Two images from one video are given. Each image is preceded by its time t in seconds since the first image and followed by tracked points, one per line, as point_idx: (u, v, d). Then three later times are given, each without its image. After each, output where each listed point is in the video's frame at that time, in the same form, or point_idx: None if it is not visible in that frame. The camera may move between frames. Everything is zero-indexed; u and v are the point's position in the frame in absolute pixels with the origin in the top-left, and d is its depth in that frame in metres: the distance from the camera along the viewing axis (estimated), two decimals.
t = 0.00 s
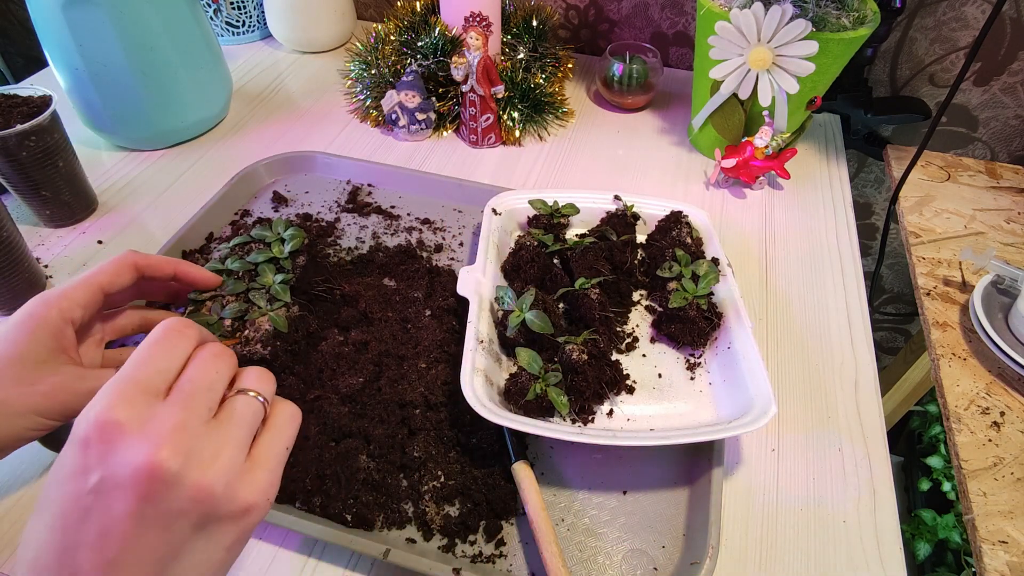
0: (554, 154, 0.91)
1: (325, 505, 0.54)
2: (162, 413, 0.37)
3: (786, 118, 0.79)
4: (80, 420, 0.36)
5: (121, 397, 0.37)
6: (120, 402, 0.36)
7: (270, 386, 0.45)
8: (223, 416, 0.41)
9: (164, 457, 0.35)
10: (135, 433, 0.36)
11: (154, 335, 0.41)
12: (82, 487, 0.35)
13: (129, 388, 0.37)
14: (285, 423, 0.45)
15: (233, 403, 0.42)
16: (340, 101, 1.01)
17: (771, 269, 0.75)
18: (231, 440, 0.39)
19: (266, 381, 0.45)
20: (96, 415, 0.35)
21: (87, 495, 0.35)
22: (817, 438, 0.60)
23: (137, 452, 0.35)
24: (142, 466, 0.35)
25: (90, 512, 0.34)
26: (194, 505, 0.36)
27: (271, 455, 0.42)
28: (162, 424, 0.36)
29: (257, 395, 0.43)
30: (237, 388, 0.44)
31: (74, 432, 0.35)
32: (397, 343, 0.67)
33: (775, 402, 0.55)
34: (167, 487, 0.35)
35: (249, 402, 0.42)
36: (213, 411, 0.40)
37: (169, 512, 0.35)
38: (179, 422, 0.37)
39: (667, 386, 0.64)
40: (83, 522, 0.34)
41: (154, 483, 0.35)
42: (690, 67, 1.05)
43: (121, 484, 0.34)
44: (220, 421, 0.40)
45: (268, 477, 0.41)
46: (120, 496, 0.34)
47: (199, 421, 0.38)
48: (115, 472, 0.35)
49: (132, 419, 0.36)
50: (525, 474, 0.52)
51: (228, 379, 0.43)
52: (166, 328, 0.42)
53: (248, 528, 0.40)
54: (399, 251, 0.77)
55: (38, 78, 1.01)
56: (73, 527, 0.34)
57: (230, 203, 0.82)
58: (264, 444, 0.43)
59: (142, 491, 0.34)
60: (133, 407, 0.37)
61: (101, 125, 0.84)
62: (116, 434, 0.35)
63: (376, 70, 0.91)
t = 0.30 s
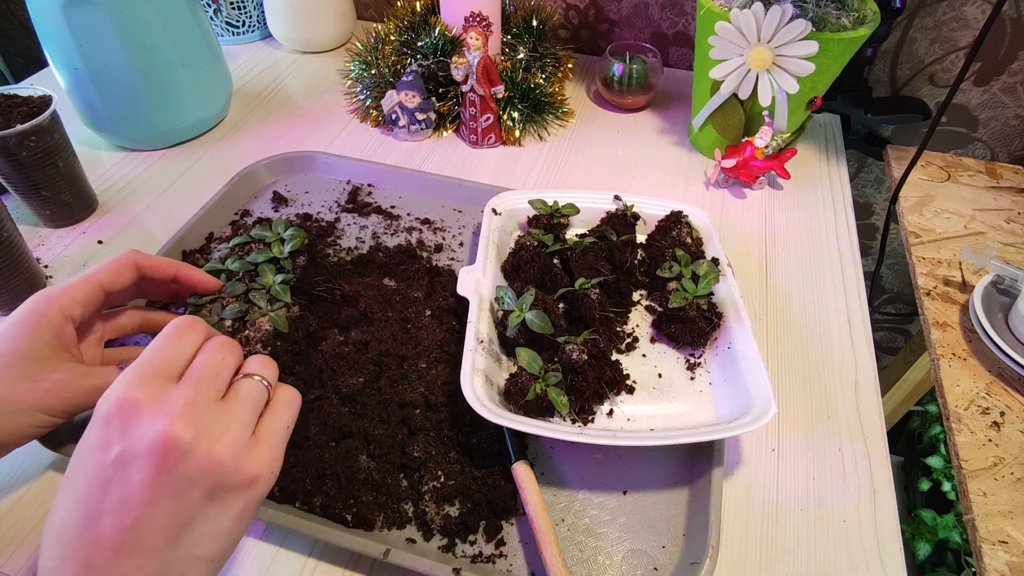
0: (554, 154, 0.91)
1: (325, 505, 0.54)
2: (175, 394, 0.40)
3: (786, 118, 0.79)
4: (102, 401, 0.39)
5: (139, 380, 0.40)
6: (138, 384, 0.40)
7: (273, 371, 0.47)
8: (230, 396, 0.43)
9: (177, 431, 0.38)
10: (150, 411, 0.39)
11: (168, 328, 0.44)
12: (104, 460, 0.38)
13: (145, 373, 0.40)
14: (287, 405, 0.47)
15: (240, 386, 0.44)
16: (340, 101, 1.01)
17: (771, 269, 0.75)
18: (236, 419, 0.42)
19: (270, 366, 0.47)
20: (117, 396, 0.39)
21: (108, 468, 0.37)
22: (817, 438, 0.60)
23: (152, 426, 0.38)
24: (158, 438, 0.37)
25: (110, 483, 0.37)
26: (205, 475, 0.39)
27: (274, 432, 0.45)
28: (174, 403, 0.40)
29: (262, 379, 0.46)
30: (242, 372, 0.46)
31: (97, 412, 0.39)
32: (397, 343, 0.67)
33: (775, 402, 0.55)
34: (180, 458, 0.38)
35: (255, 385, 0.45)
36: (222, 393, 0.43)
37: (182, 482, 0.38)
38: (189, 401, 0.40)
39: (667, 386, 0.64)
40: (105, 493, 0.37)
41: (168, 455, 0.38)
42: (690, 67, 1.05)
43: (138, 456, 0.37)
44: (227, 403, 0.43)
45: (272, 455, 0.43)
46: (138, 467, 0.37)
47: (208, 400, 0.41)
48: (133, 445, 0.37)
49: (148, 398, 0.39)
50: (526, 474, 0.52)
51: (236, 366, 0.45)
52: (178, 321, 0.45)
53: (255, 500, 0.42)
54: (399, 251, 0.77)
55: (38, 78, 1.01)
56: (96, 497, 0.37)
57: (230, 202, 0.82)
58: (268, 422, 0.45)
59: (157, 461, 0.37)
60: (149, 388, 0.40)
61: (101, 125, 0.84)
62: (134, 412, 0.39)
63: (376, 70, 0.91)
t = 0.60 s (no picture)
0: (554, 154, 0.91)
1: (325, 506, 0.54)
2: (188, 383, 0.41)
3: (786, 118, 0.79)
4: (119, 391, 0.41)
5: (154, 371, 0.41)
6: (153, 374, 0.41)
7: (280, 361, 0.48)
8: (240, 385, 0.44)
9: (192, 418, 0.39)
10: (166, 399, 0.40)
11: (179, 324, 0.46)
12: (121, 447, 0.39)
13: (161, 364, 0.42)
14: (296, 395, 0.47)
15: (248, 373, 0.45)
16: (340, 101, 1.01)
17: (771, 269, 0.75)
18: (246, 405, 0.43)
19: (276, 356, 0.48)
20: (134, 386, 0.40)
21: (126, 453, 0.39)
22: (817, 438, 0.60)
23: (169, 414, 0.39)
24: (175, 424, 0.39)
25: (128, 467, 0.38)
26: (220, 459, 0.40)
27: (284, 419, 0.45)
28: (189, 391, 0.41)
29: (268, 367, 0.46)
30: (249, 362, 0.46)
31: (115, 402, 0.40)
32: (397, 343, 0.67)
33: (775, 402, 0.55)
34: (196, 442, 0.39)
35: (263, 372, 0.45)
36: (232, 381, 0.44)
37: (198, 466, 0.39)
38: (201, 389, 0.41)
39: (667, 386, 0.64)
40: (125, 477, 0.38)
41: (184, 440, 0.39)
42: (690, 67, 1.05)
43: (156, 440, 0.38)
44: (237, 390, 0.44)
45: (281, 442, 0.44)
46: (156, 451, 0.38)
47: (220, 387, 0.42)
48: (152, 431, 0.39)
49: (164, 387, 0.41)
50: (526, 474, 0.52)
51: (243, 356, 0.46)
52: (188, 319, 0.47)
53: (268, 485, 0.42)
54: (399, 251, 0.77)
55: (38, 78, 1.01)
56: (114, 481, 0.38)
57: (231, 202, 0.82)
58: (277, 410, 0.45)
59: (175, 445, 0.38)
60: (164, 378, 0.41)
61: (101, 125, 0.84)
62: (151, 400, 0.40)
63: (376, 70, 0.91)
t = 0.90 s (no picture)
0: (554, 154, 0.91)
1: (324, 506, 0.54)
2: (194, 387, 0.40)
3: (786, 118, 0.79)
4: (118, 394, 0.38)
5: (157, 373, 0.39)
6: (156, 378, 0.39)
7: (290, 363, 0.47)
8: (248, 390, 0.43)
9: (200, 430, 0.38)
10: (170, 407, 0.38)
11: (184, 315, 0.44)
12: (122, 455, 0.37)
13: (165, 365, 0.40)
14: (307, 397, 0.47)
15: (258, 378, 0.44)
16: (340, 101, 1.01)
17: (772, 269, 0.75)
18: (256, 412, 0.42)
19: (286, 358, 0.47)
20: (136, 391, 0.38)
21: (127, 463, 0.37)
22: (817, 438, 0.60)
23: (173, 423, 0.37)
24: (179, 436, 0.37)
25: (131, 478, 0.37)
26: (226, 471, 0.39)
27: (295, 425, 0.45)
28: (196, 398, 0.39)
29: (279, 370, 0.45)
30: (260, 363, 0.45)
31: (117, 406, 0.38)
32: (397, 343, 0.67)
33: (775, 402, 0.55)
34: (201, 455, 0.38)
35: (273, 377, 0.44)
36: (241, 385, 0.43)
37: (204, 479, 0.38)
38: (210, 396, 0.39)
39: (667, 386, 0.64)
40: (126, 487, 0.37)
41: (190, 453, 0.37)
42: (690, 67, 1.05)
43: (160, 452, 0.37)
44: (246, 395, 0.42)
45: (290, 448, 0.43)
46: (160, 463, 0.37)
47: (229, 394, 0.41)
48: (154, 441, 0.37)
49: (168, 393, 0.38)
50: (526, 474, 0.52)
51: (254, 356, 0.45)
52: (193, 310, 0.44)
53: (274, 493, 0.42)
54: (399, 251, 0.77)
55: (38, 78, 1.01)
56: (115, 491, 0.37)
57: (230, 202, 0.82)
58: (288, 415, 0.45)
59: (179, 459, 0.37)
60: (168, 382, 0.39)
61: (101, 125, 0.84)
62: (154, 408, 0.38)
63: (376, 70, 0.91)
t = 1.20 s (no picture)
0: (554, 154, 0.91)
1: (325, 506, 0.54)
2: (177, 367, 0.39)
3: (786, 118, 0.79)
4: (99, 376, 0.38)
5: (137, 355, 0.38)
6: (137, 360, 0.38)
7: (279, 337, 0.47)
8: (235, 368, 0.43)
9: (184, 413, 0.38)
10: (151, 388, 0.38)
11: (166, 291, 0.43)
12: (106, 440, 0.37)
13: (146, 345, 0.39)
14: (299, 372, 0.47)
15: (246, 355, 0.44)
16: (340, 101, 1.01)
17: (772, 269, 0.75)
18: (244, 392, 0.42)
19: (275, 331, 0.47)
20: (116, 373, 0.37)
21: (112, 448, 0.37)
22: (817, 438, 0.60)
23: (157, 407, 0.37)
24: (164, 420, 0.37)
25: (117, 462, 0.37)
26: (214, 454, 0.39)
27: (286, 402, 0.45)
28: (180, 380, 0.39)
29: (266, 346, 0.45)
30: (246, 339, 0.45)
31: (96, 388, 0.38)
32: (397, 343, 0.67)
33: (775, 402, 0.55)
34: (187, 439, 0.38)
35: (261, 354, 0.44)
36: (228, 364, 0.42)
37: (193, 462, 0.38)
38: (194, 377, 0.39)
39: (667, 386, 0.64)
40: (112, 472, 0.37)
41: (176, 437, 0.37)
42: (690, 67, 1.05)
43: (144, 437, 0.37)
44: (233, 374, 0.42)
45: (283, 425, 0.44)
46: (145, 448, 0.37)
47: (215, 374, 0.40)
48: (138, 425, 0.37)
49: (150, 375, 0.38)
50: (526, 474, 0.52)
51: (240, 332, 0.45)
52: (177, 283, 0.44)
53: (266, 473, 0.43)
54: (399, 251, 0.77)
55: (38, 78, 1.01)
56: (101, 477, 0.37)
57: (231, 202, 0.82)
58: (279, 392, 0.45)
59: (165, 443, 0.37)
60: (149, 364, 0.39)
61: (101, 125, 0.84)
62: (136, 391, 0.37)
63: (376, 70, 0.91)
